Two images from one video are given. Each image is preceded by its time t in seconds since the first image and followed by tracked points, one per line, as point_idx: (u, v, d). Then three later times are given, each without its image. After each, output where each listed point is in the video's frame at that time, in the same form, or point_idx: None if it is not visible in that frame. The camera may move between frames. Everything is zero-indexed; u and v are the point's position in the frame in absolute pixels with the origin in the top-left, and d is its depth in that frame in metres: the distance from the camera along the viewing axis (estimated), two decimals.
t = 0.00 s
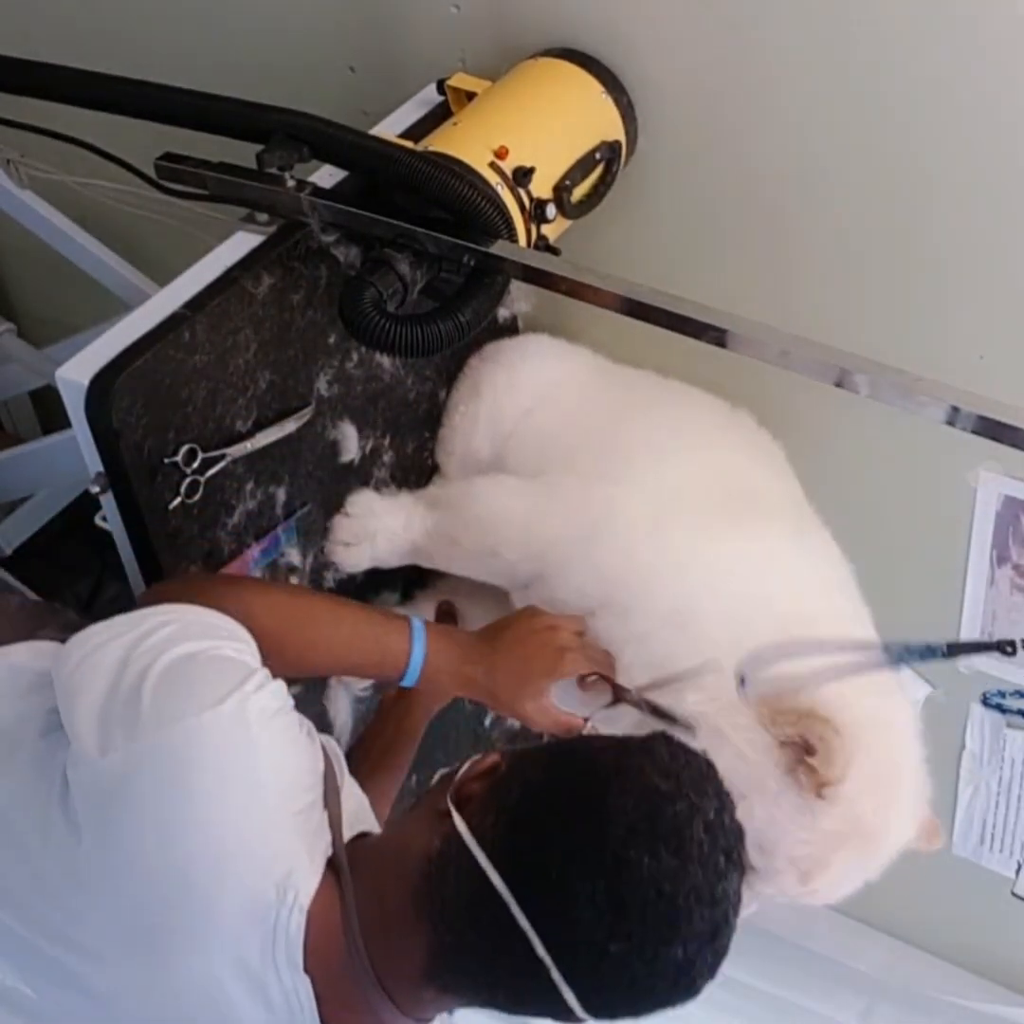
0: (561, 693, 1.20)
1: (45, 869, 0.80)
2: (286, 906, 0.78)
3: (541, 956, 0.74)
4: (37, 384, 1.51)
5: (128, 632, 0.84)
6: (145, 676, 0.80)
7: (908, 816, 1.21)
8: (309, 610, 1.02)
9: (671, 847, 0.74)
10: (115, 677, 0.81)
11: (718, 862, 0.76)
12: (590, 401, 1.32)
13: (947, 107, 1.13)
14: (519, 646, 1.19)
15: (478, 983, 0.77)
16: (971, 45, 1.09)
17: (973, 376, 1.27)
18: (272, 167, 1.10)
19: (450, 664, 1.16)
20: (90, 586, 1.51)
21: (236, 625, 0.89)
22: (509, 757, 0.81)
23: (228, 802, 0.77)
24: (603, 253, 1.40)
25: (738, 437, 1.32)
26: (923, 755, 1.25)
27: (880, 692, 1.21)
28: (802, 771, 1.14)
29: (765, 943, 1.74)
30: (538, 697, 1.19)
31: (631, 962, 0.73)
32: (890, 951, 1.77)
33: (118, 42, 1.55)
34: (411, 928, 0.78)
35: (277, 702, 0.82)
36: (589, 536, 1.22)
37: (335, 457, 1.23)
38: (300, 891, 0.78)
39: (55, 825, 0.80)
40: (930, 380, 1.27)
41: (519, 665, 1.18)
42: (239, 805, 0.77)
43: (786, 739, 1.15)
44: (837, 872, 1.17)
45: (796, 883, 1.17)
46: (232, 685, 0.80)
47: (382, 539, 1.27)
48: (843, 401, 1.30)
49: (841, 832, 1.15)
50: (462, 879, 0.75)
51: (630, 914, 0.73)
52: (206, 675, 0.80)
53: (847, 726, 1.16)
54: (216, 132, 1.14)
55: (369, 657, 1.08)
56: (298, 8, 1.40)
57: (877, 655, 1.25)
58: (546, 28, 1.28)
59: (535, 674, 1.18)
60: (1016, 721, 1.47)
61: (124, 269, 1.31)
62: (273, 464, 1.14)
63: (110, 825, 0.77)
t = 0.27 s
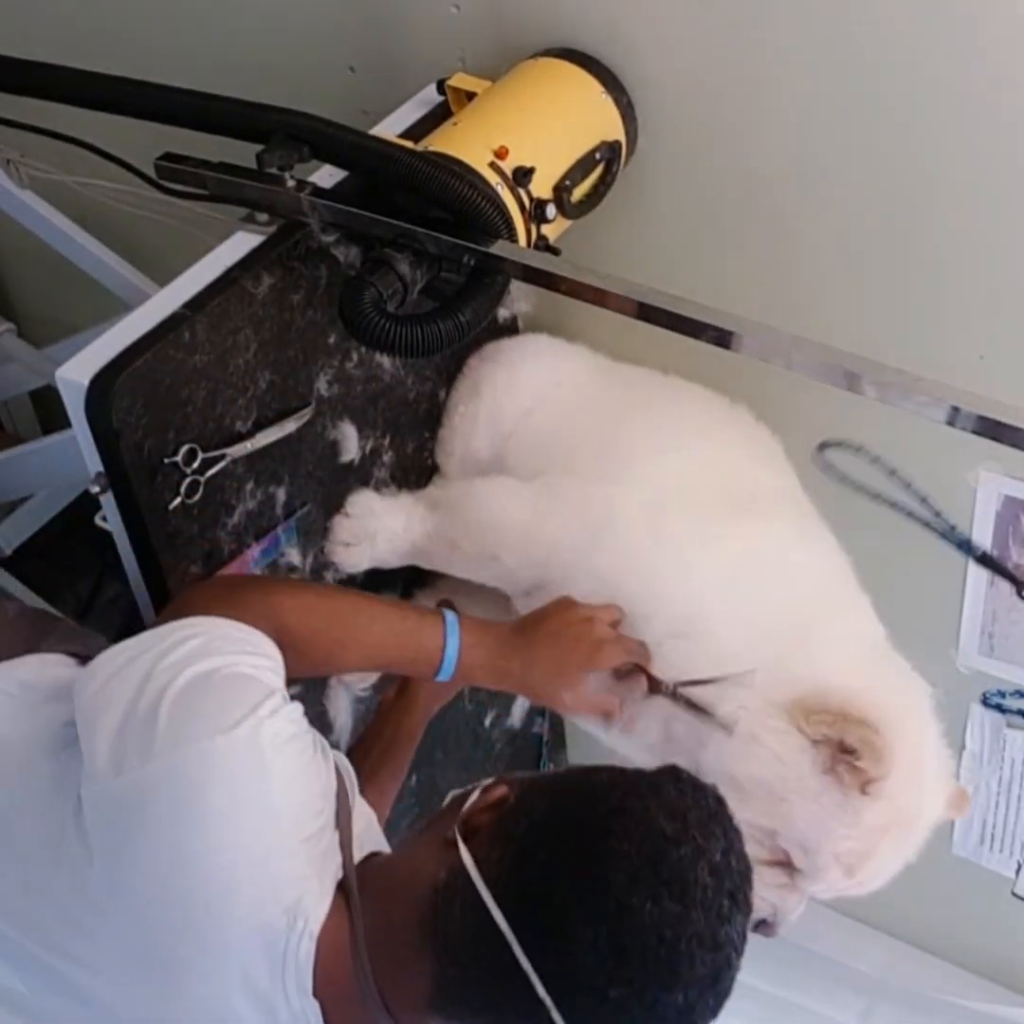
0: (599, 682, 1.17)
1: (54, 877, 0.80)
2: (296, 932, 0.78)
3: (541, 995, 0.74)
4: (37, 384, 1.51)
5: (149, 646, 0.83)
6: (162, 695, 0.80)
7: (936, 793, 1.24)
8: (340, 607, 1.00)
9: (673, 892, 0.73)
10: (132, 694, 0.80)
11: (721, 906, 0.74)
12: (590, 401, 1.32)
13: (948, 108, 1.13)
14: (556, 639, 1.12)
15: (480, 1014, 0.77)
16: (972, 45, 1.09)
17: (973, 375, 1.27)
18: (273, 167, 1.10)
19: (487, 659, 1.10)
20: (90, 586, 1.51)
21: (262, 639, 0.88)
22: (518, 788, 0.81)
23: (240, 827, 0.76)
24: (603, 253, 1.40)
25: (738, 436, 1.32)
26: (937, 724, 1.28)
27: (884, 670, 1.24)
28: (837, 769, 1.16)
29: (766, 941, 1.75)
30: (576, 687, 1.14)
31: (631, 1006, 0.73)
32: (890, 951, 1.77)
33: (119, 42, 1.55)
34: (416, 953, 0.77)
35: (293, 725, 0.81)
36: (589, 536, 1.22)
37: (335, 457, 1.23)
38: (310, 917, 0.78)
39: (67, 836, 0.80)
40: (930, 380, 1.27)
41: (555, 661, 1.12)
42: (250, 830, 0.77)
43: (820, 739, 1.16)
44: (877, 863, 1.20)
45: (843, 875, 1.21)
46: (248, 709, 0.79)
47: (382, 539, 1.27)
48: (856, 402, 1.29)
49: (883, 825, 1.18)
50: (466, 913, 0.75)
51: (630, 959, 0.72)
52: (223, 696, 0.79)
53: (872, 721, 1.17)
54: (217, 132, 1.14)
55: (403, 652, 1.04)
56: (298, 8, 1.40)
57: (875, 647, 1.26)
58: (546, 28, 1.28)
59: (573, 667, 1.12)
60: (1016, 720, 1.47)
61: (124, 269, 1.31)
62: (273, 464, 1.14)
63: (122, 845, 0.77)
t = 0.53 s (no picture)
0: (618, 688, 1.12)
1: (75, 886, 0.80)
2: (315, 957, 0.78)
3: None
4: (37, 384, 1.51)
5: (173, 660, 0.82)
6: (186, 715, 0.79)
7: (941, 793, 1.25)
8: (359, 614, 0.98)
9: (687, 948, 0.73)
10: (156, 711, 0.80)
11: (734, 961, 0.75)
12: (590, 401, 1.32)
13: (949, 108, 1.13)
14: (575, 642, 1.09)
15: None
16: (972, 44, 1.09)
17: (973, 376, 1.27)
18: (273, 167, 1.10)
19: (501, 663, 1.06)
20: (90, 586, 1.51)
21: (283, 654, 0.88)
22: (538, 827, 0.82)
23: (262, 854, 0.76)
24: (603, 253, 1.40)
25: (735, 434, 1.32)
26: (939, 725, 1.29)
27: (887, 671, 1.25)
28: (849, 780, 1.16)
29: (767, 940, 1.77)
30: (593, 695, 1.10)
31: None
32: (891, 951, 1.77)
33: (119, 42, 1.55)
34: (428, 983, 0.78)
35: (317, 750, 0.81)
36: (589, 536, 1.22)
37: (335, 457, 1.23)
38: (329, 942, 0.79)
39: (87, 847, 0.80)
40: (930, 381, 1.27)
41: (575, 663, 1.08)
42: (273, 858, 0.77)
43: (829, 748, 1.16)
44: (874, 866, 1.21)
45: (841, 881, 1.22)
46: (272, 733, 0.79)
47: (382, 539, 1.27)
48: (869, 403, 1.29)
49: (896, 833, 1.19)
50: (480, 949, 0.76)
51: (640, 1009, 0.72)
52: (248, 719, 0.79)
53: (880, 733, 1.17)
54: (217, 132, 1.14)
55: (419, 660, 1.02)
56: (298, 9, 1.40)
57: (876, 644, 1.26)
58: (546, 28, 1.28)
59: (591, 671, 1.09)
60: (1016, 720, 1.47)
61: (124, 269, 1.31)
62: (273, 464, 1.14)
63: (143, 866, 0.76)
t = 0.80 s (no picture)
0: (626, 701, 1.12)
1: (85, 899, 0.79)
2: (324, 990, 0.79)
3: None
4: (37, 384, 1.51)
5: (184, 684, 0.83)
6: (197, 743, 0.79)
7: (937, 809, 1.27)
8: (372, 620, 0.97)
9: (695, 1010, 0.75)
10: (168, 738, 0.80)
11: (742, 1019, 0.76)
12: (590, 401, 1.32)
13: (949, 108, 1.13)
14: (590, 649, 1.08)
15: None
16: (972, 43, 1.09)
17: (973, 376, 1.27)
18: (273, 168, 1.10)
19: (516, 670, 1.06)
20: (90, 586, 1.51)
21: (292, 671, 0.88)
22: (550, 869, 0.85)
23: (274, 887, 0.76)
24: (604, 253, 1.40)
25: (737, 435, 1.32)
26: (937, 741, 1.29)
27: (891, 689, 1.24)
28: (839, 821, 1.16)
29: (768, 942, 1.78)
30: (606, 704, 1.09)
31: None
32: (891, 952, 1.77)
33: (118, 42, 1.55)
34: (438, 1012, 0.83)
35: (329, 781, 0.81)
36: (587, 535, 1.22)
37: (335, 457, 1.23)
38: (339, 975, 0.80)
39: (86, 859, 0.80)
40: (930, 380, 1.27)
41: (589, 669, 1.07)
42: (284, 893, 0.77)
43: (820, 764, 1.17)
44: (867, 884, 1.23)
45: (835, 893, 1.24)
46: (284, 767, 0.79)
47: (382, 540, 1.27)
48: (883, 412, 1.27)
49: (890, 864, 1.20)
50: (489, 988, 0.80)
51: None
52: (260, 751, 0.79)
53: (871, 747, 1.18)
54: (217, 132, 1.14)
55: (432, 663, 1.01)
56: (298, 9, 1.40)
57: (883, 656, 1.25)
58: (546, 28, 1.28)
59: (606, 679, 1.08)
60: (1016, 720, 1.47)
61: (124, 269, 1.31)
62: (273, 464, 1.14)
63: (153, 892, 0.76)
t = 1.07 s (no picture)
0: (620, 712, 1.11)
1: (91, 921, 0.80)
2: None
3: None
4: (37, 383, 1.51)
5: (190, 711, 0.81)
6: (203, 774, 0.77)
7: (927, 833, 1.26)
8: (376, 629, 0.97)
9: None
10: (173, 767, 0.79)
11: None
12: (589, 401, 1.31)
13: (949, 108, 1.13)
14: (589, 666, 1.06)
15: None
16: (972, 43, 1.09)
17: (973, 377, 1.27)
18: (273, 168, 1.10)
19: (513, 681, 1.04)
20: (90, 586, 1.51)
21: (297, 693, 0.86)
22: (559, 918, 0.89)
23: (278, 929, 0.75)
24: (604, 253, 1.40)
25: (737, 435, 1.31)
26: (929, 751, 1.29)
27: (887, 710, 1.25)
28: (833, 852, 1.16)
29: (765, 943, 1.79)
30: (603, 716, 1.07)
31: None
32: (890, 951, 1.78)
33: (118, 41, 1.55)
34: None
35: (337, 812, 0.79)
36: (588, 537, 1.21)
37: (335, 457, 1.23)
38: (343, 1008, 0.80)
39: (93, 873, 0.81)
40: (928, 380, 1.28)
41: (585, 690, 1.05)
42: (289, 933, 0.76)
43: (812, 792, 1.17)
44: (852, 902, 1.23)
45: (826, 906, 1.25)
46: (291, 800, 0.77)
47: (382, 540, 1.27)
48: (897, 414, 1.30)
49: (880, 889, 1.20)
50: None
51: None
52: (266, 784, 0.77)
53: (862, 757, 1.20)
54: (217, 132, 1.13)
55: (433, 671, 1.00)
56: (298, 9, 1.40)
57: (878, 676, 1.26)
58: (546, 28, 1.28)
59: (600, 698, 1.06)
60: (1016, 720, 1.47)
61: (124, 269, 1.31)
62: (273, 465, 1.14)
63: (159, 923, 0.76)
